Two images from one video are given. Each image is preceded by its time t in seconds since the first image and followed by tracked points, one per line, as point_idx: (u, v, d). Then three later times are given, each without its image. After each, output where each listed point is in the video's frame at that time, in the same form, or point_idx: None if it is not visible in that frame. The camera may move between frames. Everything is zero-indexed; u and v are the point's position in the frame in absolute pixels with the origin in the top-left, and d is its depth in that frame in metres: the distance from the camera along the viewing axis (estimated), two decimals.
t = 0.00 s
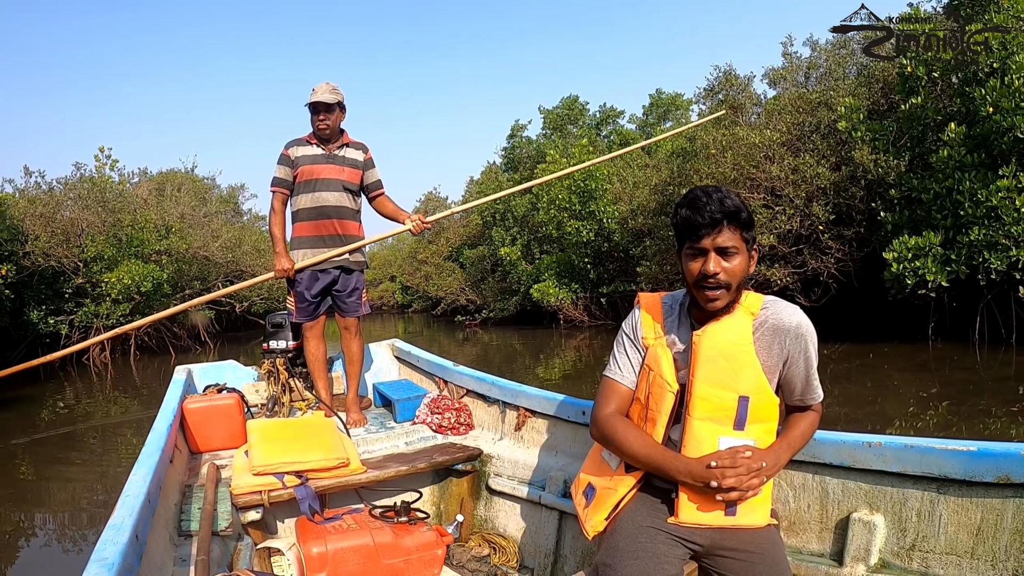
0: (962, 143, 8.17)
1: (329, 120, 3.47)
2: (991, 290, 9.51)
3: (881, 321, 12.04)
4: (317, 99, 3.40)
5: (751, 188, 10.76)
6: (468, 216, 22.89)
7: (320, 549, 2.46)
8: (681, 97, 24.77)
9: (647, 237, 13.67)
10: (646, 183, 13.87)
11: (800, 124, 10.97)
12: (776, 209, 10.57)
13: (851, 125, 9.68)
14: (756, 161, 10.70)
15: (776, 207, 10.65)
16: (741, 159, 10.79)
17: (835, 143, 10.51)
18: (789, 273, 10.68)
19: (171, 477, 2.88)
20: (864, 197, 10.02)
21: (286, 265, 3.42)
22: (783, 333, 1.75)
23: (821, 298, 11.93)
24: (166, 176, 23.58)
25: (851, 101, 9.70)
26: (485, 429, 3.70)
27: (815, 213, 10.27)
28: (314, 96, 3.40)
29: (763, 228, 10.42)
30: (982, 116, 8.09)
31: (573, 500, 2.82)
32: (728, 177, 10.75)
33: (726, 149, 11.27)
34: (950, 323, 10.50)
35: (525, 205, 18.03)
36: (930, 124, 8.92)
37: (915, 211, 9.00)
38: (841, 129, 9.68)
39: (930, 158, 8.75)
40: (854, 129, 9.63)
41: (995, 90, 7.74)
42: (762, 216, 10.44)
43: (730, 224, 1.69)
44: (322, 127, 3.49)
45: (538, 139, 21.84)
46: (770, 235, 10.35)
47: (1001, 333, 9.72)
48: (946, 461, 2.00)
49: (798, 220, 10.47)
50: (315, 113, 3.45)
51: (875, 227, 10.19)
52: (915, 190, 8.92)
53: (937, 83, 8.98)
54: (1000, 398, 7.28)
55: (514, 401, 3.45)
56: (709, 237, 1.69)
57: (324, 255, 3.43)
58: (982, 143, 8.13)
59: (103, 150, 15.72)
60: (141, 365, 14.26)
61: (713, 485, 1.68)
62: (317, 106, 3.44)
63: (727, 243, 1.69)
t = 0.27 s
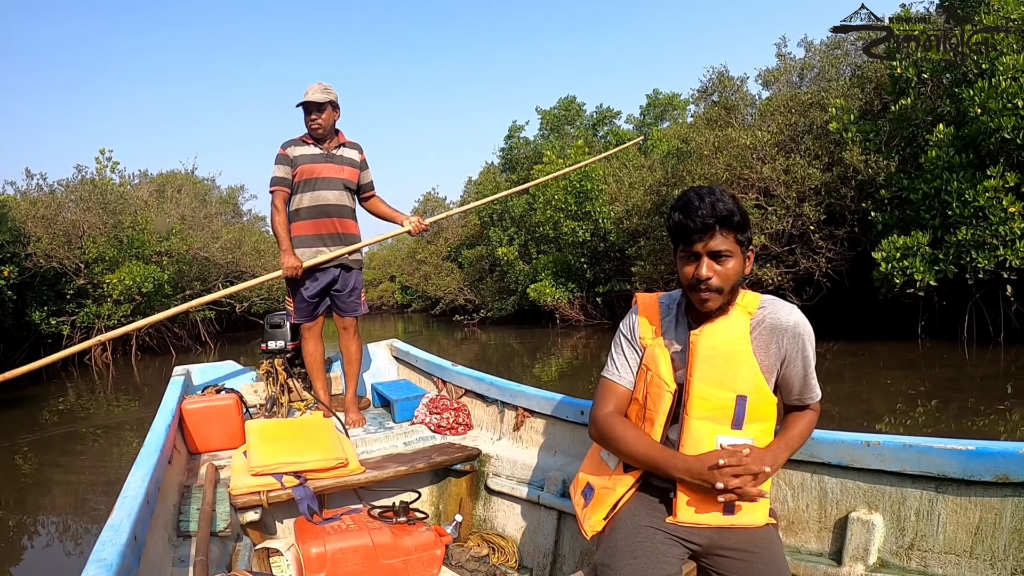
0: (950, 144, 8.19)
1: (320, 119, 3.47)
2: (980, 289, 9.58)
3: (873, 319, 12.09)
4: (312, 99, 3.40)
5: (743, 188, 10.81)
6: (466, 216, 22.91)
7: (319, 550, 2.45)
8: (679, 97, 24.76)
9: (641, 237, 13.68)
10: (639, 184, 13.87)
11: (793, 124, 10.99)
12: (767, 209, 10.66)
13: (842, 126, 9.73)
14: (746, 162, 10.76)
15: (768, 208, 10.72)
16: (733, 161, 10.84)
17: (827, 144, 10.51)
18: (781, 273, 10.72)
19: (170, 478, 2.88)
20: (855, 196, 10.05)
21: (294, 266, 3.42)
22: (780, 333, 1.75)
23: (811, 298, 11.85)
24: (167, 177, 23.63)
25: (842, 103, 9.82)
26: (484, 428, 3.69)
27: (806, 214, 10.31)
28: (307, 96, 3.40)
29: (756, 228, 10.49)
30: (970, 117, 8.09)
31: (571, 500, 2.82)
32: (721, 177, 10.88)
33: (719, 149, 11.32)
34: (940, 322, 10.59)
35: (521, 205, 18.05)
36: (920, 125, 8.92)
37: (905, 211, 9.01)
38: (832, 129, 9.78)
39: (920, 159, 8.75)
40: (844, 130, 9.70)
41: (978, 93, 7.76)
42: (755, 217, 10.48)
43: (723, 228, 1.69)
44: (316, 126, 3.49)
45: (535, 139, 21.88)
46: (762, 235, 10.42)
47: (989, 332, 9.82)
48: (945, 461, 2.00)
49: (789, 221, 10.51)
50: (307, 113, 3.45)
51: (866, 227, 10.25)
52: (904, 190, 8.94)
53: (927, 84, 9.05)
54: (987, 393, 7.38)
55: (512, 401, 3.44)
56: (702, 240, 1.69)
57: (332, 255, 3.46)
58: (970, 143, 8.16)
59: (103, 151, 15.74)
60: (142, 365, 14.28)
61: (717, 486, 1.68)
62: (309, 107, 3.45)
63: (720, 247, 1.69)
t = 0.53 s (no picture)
0: (942, 144, 8.24)
1: (317, 118, 3.47)
2: (972, 288, 9.65)
3: (866, 318, 12.13)
4: (309, 98, 3.40)
5: (739, 189, 10.84)
6: (467, 216, 22.93)
7: (320, 549, 2.46)
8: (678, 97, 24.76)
9: (638, 237, 13.70)
10: (636, 184, 13.94)
11: (789, 125, 11.04)
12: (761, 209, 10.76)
13: (836, 127, 9.88)
14: (738, 162, 10.81)
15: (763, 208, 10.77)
16: (728, 161, 10.84)
17: (821, 145, 10.59)
18: (774, 272, 10.78)
19: (171, 477, 2.88)
20: (849, 196, 10.05)
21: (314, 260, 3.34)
22: (781, 332, 1.75)
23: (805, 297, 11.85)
24: (169, 177, 23.67)
25: (835, 103, 9.94)
26: (485, 428, 3.70)
27: (800, 214, 10.35)
28: (303, 95, 3.40)
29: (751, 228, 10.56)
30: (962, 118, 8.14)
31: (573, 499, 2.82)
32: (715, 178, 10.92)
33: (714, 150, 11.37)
34: (932, 321, 10.69)
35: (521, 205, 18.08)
36: (914, 125, 9.03)
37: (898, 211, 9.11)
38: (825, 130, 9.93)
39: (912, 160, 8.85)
40: (838, 130, 9.81)
41: (969, 95, 7.87)
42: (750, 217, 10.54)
43: (723, 228, 1.69)
44: (313, 126, 3.50)
45: (535, 140, 21.93)
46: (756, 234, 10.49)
47: (980, 331, 9.87)
48: (946, 460, 2.00)
49: (782, 221, 10.57)
50: (303, 112, 3.46)
51: (858, 226, 10.26)
52: (897, 191, 9.02)
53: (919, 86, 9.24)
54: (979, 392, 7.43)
55: (513, 401, 3.44)
56: (702, 241, 1.69)
57: (346, 249, 3.43)
58: (961, 143, 8.22)
59: (106, 152, 15.81)
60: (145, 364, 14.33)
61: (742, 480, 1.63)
62: (306, 106, 3.45)
63: (720, 247, 1.69)
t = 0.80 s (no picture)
0: (932, 148, 8.44)
1: (316, 117, 3.47)
2: (962, 290, 9.80)
3: (858, 319, 12.22)
4: (308, 97, 3.40)
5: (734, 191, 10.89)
6: (467, 217, 22.95)
7: (320, 548, 2.45)
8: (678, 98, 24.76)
9: (636, 238, 13.76)
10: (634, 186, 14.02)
11: (783, 128, 11.12)
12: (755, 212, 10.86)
13: (829, 131, 10.13)
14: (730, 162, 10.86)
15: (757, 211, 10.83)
16: (723, 164, 10.85)
17: (814, 147, 10.74)
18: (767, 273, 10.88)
19: (170, 476, 2.88)
20: (843, 199, 10.21)
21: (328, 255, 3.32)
22: (782, 331, 1.75)
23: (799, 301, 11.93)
24: (170, 178, 23.69)
25: (829, 107, 10.15)
26: (484, 427, 3.70)
27: (793, 217, 10.43)
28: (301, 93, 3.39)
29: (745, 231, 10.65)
30: (953, 123, 8.40)
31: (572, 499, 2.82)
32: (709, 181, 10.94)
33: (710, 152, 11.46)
34: (923, 322, 10.67)
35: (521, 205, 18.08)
36: (906, 129, 9.21)
37: (889, 214, 9.22)
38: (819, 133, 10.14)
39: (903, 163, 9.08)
40: (832, 135, 10.07)
41: (959, 99, 8.07)
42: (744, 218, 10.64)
43: (724, 226, 1.69)
44: (311, 124, 3.50)
45: (535, 141, 21.96)
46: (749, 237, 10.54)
47: (970, 332, 10.00)
48: (947, 459, 2.00)
49: (775, 223, 10.59)
50: (302, 109, 3.45)
51: (850, 228, 10.39)
52: (890, 193, 9.22)
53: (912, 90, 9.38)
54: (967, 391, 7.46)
55: (513, 400, 3.44)
56: (702, 239, 1.69)
57: (355, 242, 3.44)
58: (951, 148, 8.51)
59: (109, 153, 15.90)
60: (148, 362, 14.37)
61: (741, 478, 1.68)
62: (305, 104, 3.44)
63: (721, 245, 1.69)
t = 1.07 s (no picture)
0: (925, 152, 8.66)
1: (319, 118, 3.48)
2: (953, 293, 9.78)
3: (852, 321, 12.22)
4: (308, 98, 3.40)
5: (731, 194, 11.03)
6: (468, 219, 22.98)
7: (320, 549, 2.46)
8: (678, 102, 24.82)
9: (634, 241, 13.85)
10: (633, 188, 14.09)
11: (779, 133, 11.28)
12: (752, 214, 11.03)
13: (824, 135, 10.33)
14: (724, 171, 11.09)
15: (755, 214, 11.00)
16: (719, 168, 11.11)
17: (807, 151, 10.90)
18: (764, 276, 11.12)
19: (171, 477, 2.88)
20: (838, 203, 10.45)
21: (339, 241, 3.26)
22: (782, 331, 1.75)
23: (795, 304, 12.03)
24: (173, 179, 23.74)
25: (825, 112, 10.43)
26: (485, 428, 3.70)
27: (787, 220, 10.62)
28: (303, 95, 3.40)
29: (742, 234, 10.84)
30: (945, 127, 8.55)
31: (573, 499, 2.82)
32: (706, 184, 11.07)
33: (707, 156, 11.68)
34: (916, 325, 10.72)
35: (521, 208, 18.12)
36: (899, 132, 9.40)
37: (883, 217, 9.45)
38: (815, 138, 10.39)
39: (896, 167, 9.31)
40: (826, 138, 10.30)
41: (952, 104, 8.21)
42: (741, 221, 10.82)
43: (725, 226, 1.69)
44: (313, 125, 3.50)
45: (536, 144, 22.02)
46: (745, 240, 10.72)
47: (962, 335, 10.01)
48: (947, 459, 2.00)
49: (770, 227, 10.80)
50: (305, 111, 3.46)
51: (845, 231, 10.67)
52: (884, 197, 9.45)
53: (907, 95, 9.57)
54: (958, 392, 7.50)
55: (513, 400, 3.44)
56: (705, 240, 1.69)
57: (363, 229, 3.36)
58: (943, 152, 8.65)
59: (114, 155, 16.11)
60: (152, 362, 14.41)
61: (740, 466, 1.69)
62: (307, 106, 3.45)
63: (723, 245, 1.69)
